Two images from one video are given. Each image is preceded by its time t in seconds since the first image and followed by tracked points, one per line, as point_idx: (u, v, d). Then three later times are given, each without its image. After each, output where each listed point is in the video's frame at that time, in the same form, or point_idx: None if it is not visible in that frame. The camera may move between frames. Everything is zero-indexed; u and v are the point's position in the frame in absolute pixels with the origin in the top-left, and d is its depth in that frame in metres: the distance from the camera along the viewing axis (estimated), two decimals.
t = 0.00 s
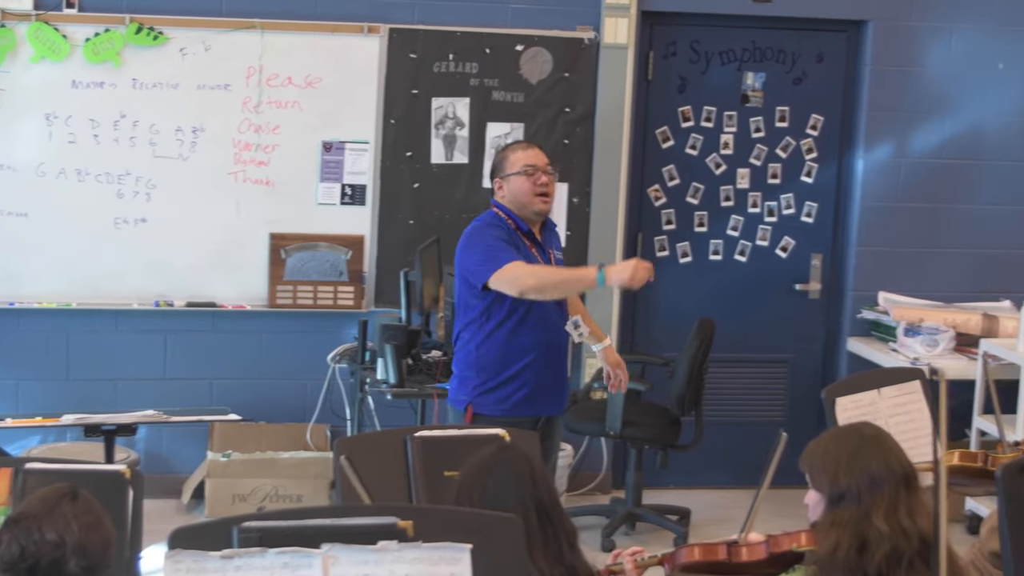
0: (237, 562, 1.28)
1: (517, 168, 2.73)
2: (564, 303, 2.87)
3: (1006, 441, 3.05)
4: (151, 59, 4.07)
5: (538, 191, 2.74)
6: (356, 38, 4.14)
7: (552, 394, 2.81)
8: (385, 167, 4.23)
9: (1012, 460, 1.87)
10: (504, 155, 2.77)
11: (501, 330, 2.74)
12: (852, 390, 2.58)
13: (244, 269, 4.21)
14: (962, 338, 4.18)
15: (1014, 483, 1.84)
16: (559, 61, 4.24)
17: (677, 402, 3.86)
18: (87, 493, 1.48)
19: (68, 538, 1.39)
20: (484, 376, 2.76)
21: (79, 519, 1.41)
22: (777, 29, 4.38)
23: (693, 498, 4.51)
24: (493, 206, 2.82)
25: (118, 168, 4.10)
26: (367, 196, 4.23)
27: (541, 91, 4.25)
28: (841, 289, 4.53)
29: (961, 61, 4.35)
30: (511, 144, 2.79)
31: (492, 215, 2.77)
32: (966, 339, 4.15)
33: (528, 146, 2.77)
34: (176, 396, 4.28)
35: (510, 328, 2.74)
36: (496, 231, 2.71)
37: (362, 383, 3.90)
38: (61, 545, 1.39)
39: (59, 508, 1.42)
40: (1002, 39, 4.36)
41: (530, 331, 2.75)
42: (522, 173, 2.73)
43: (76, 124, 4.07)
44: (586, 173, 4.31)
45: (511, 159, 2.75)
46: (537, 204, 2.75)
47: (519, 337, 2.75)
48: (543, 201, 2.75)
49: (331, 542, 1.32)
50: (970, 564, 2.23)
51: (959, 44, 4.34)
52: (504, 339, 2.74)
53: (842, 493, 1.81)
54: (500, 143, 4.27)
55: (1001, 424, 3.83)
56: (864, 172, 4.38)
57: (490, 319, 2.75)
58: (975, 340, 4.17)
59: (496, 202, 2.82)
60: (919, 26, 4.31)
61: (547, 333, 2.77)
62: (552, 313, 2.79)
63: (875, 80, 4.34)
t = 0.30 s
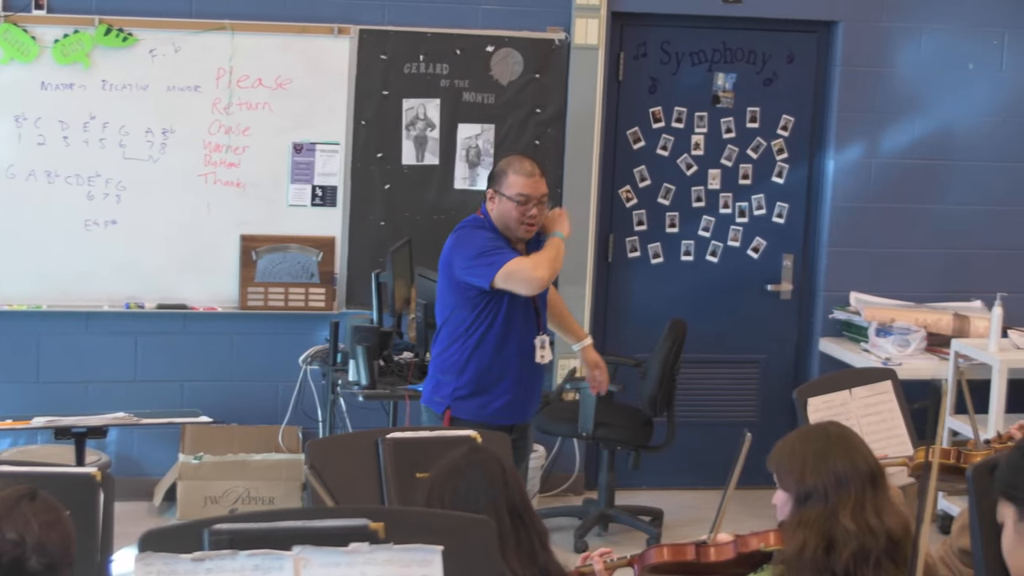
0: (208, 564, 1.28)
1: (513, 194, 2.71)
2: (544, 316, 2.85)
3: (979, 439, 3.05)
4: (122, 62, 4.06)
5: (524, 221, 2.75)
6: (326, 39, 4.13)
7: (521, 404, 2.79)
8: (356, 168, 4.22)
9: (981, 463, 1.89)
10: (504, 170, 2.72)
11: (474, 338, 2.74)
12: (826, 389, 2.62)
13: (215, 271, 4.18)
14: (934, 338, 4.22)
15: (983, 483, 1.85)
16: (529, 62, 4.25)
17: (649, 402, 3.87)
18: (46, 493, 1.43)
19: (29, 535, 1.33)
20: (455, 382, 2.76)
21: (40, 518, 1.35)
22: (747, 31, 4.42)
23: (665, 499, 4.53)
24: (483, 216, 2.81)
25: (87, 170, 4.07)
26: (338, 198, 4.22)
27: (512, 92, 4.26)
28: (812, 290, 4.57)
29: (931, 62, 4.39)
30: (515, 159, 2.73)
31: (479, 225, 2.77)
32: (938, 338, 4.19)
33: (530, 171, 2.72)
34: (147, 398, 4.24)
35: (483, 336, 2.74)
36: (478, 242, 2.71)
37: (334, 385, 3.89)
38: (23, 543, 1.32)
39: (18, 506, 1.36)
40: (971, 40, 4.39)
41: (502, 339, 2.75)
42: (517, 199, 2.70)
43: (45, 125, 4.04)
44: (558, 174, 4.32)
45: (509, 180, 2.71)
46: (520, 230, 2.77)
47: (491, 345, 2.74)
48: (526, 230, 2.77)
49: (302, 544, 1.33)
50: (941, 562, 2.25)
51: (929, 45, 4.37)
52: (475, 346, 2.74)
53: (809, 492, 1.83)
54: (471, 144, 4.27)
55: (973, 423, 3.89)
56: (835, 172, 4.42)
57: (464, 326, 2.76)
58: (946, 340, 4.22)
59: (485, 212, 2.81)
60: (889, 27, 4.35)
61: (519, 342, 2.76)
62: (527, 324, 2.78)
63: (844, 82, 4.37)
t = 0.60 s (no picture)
0: (190, 567, 1.27)
1: (494, 216, 2.58)
2: (510, 326, 2.80)
3: (961, 439, 3.07)
4: (100, 63, 4.03)
5: (499, 245, 2.62)
6: (306, 40, 4.12)
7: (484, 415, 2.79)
8: (336, 169, 4.21)
9: (961, 463, 1.84)
10: (493, 190, 2.59)
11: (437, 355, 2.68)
12: (808, 389, 2.65)
13: (195, 272, 4.16)
14: (916, 337, 4.24)
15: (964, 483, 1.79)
16: (510, 62, 4.25)
17: (631, 403, 3.89)
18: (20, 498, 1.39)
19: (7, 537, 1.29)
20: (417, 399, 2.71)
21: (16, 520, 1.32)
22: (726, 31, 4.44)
23: (647, 499, 4.54)
24: (458, 227, 2.69)
25: (66, 171, 4.05)
26: (319, 199, 4.21)
27: (492, 93, 4.26)
28: (794, 289, 4.60)
29: (910, 62, 4.42)
30: (507, 182, 2.59)
31: (448, 238, 2.66)
32: (920, 338, 4.22)
33: (518, 199, 2.58)
34: (127, 401, 4.22)
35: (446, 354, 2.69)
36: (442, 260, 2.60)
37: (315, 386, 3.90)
38: None
39: None
40: (951, 41, 4.42)
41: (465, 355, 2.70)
42: (496, 223, 2.58)
43: (23, 127, 4.02)
44: (539, 175, 4.33)
45: (493, 203, 2.58)
46: (493, 252, 2.64)
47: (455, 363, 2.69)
48: (500, 253, 2.64)
49: (285, 546, 1.31)
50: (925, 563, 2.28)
51: (908, 45, 4.40)
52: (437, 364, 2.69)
53: (790, 491, 1.84)
54: (452, 144, 4.27)
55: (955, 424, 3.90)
56: (815, 173, 4.44)
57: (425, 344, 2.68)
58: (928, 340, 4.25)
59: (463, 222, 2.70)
60: (868, 28, 4.38)
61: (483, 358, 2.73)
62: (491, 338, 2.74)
63: (825, 82, 4.40)
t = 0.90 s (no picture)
0: (182, 568, 1.26)
1: (453, 195, 2.63)
2: (483, 320, 2.76)
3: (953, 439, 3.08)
4: (90, 63, 4.02)
5: (463, 225, 2.65)
6: (296, 40, 4.11)
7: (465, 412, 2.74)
8: (328, 170, 4.20)
9: (958, 464, 1.76)
10: (448, 172, 2.66)
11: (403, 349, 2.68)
12: (801, 390, 2.64)
13: (187, 273, 4.15)
14: (908, 337, 4.25)
15: (958, 483, 1.73)
16: (501, 62, 4.25)
17: (624, 403, 3.89)
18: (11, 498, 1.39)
19: None
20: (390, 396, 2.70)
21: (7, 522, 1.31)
22: (718, 31, 4.45)
23: (640, 500, 4.55)
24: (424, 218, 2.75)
25: (57, 172, 4.04)
26: (310, 199, 4.21)
27: (484, 93, 4.26)
28: (786, 289, 4.61)
29: (902, 62, 4.43)
30: (461, 162, 2.67)
31: (411, 227, 2.72)
32: (912, 338, 4.23)
33: (474, 175, 2.65)
34: (118, 402, 4.21)
35: (412, 347, 2.68)
36: (396, 246, 2.66)
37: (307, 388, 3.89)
38: None
39: None
40: (942, 40, 4.43)
41: (435, 347, 2.68)
42: (456, 201, 2.63)
43: (14, 128, 4.00)
44: (531, 174, 4.33)
45: (451, 182, 2.64)
46: (459, 235, 2.66)
47: (422, 355, 2.68)
48: (465, 234, 2.66)
49: (277, 547, 1.32)
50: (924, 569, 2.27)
51: (899, 45, 4.41)
52: (405, 358, 2.68)
53: (781, 493, 1.85)
54: (443, 145, 4.27)
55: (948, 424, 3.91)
56: (807, 173, 4.45)
57: (391, 337, 2.70)
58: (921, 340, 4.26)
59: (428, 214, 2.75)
60: (860, 28, 4.39)
61: (453, 350, 2.70)
62: (462, 330, 2.71)
63: (815, 82, 4.41)
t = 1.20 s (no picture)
0: (183, 569, 1.26)
1: (419, 193, 2.57)
2: (456, 321, 2.68)
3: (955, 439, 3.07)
4: (89, 63, 4.02)
5: (429, 223, 2.59)
6: (296, 40, 4.11)
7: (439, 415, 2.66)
8: (328, 171, 4.20)
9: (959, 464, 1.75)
10: (418, 171, 2.61)
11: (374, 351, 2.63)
12: (802, 390, 2.64)
13: (186, 274, 4.15)
14: (910, 337, 4.24)
15: (960, 484, 1.73)
16: (501, 62, 4.25)
17: (625, 403, 3.89)
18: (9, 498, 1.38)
19: None
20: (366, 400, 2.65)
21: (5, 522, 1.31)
22: (717, 31, 4.45)
23: (641, 501, 4.54)
24: (397, 219, 2.71)
25: (56, 173, 4.04)
26: (310, 200, 4.21)
27: (483, 93, 4.26)
28: (787, 289, 4.60)
29: (902, 62, 4.42)
30: (431, 161, 2.61)
31: (383, 227, 2.68)
32: (913, 339, 4.23)
33: (443, 173, 2.58)
34: (118, 402, 4.22)
35: (382, 348, 2.63)
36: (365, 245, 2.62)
37: (307, 388, 3.88)
38: None
39: None
40: (943, 40, 4.43)
41: (403, 348, 2.62)
42: (421, 199, 2.57)
43: (13, 128, 4.01)
44: (530, 174, 4.33)
45: (418, 181, 2.59)
46: (425, 234, 2.61)
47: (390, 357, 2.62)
48: (430, 233, 2.60)
49: (278, 547, 1.32)
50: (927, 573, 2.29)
51: (899, 44, 4.41)
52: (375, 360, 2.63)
53: (784, 494, 1.84)
54: (443, 145, 4.27)
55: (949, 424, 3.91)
56: (807, 172, 4.45)
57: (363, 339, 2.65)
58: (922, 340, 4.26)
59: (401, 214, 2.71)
60: (860, 27, 4.39)
61: (422, 351, 2.62)
62: (431, 331, 2.64)
63: (815, 81, 4.41)
